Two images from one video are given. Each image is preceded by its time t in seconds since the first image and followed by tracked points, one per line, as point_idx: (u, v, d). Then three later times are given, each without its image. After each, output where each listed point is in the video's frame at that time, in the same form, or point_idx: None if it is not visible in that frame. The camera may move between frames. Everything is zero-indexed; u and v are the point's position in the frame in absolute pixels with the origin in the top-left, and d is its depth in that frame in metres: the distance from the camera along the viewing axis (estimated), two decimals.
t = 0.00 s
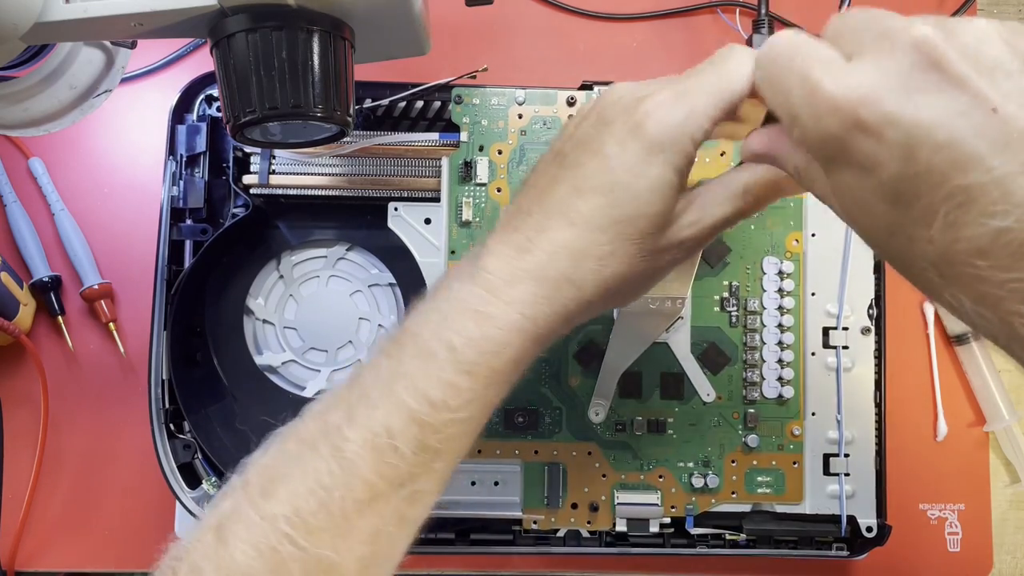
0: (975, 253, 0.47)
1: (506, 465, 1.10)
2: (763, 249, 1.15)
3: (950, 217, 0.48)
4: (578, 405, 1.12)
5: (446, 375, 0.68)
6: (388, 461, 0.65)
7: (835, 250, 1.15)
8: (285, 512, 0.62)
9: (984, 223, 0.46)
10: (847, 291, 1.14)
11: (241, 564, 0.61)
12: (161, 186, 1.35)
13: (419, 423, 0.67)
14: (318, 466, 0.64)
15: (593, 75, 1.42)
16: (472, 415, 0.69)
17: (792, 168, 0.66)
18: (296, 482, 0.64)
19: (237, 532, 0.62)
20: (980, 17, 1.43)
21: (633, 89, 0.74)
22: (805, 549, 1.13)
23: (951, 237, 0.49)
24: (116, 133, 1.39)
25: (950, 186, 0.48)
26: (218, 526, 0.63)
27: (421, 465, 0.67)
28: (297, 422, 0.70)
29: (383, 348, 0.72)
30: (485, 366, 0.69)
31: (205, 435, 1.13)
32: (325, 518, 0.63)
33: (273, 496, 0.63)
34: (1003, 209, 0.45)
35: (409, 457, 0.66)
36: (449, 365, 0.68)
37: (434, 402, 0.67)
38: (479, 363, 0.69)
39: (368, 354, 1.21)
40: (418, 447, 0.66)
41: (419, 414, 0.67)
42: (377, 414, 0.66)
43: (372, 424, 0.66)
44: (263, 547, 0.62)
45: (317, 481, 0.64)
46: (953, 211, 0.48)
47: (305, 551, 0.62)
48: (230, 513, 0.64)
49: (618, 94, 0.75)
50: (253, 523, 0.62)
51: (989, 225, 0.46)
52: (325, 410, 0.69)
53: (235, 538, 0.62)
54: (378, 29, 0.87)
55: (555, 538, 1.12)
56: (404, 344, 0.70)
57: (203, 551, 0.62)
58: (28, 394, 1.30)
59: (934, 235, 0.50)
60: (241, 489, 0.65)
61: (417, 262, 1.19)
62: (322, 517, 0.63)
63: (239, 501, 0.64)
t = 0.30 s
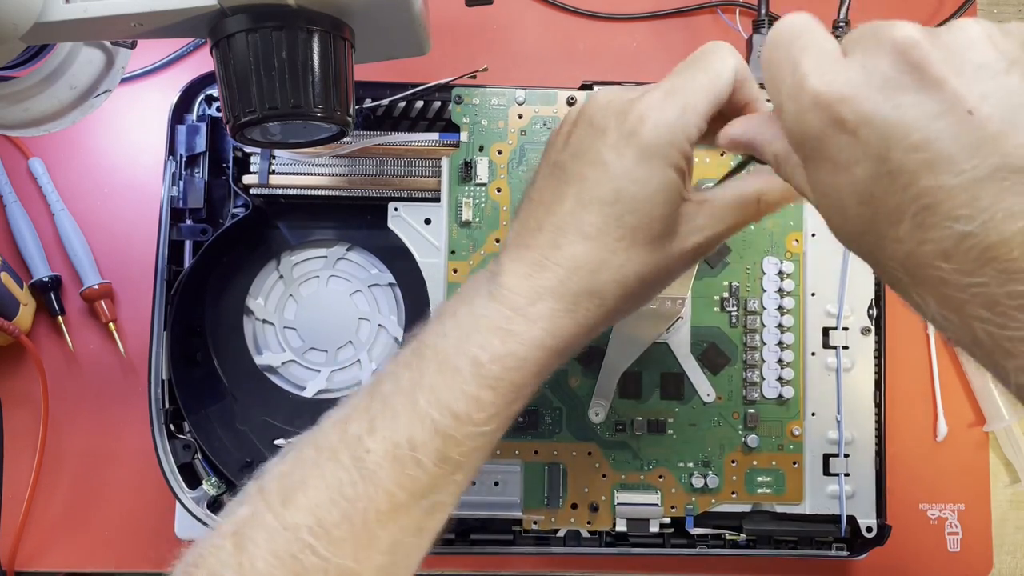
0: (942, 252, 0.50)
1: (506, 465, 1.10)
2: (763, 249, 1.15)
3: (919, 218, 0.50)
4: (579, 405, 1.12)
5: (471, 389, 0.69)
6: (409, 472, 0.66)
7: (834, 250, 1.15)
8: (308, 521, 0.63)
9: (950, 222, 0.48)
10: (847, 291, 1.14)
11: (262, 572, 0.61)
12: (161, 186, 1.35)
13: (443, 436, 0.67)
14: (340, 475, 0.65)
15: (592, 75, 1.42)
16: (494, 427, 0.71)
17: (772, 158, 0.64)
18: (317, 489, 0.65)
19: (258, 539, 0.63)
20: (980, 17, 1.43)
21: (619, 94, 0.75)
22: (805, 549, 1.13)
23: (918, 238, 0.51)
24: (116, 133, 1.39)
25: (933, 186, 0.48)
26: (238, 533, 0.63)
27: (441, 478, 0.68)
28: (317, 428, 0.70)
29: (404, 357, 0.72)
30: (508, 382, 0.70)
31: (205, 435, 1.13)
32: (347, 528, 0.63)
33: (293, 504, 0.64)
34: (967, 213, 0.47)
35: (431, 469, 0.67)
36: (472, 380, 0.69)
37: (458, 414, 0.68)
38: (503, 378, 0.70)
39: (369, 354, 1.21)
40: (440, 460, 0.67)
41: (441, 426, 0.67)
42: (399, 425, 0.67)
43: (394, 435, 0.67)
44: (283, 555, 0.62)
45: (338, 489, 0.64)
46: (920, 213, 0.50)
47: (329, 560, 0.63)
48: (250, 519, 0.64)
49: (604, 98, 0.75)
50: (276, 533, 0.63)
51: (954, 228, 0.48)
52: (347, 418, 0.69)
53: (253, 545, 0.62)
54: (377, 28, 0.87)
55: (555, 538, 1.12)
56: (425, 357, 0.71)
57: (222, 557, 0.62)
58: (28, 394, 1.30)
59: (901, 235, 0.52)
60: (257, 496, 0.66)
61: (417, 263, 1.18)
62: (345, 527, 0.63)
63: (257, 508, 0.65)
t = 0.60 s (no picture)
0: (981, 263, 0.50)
1: (506, 464, 1.10)
2: (763, 249, 1.15)
3: (955, 222, 0.48)
4: (579, 405, 1.12)
5: (436, 376, 0.70)
6: (378, 463, 0.66)
7: (835, 250, 1.15)
8: (277, 514, 0.63)
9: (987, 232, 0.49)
10: (847, 291, 1.14)
11: (232, 566, 0.60)
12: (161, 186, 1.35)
13: (408, 424, 0.68)
14: (308, 467, 0.65)
15: (593, 75, 1.41)
16: (460, 417, 0.71)
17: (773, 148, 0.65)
18: (286, 483, 0.64)
19: (229, 534, 0.62)
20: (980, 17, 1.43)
21: (627, 103, 0.75)
22: (805, 549, 1.13)
23: (958, 245, 0.49)
24: (116, 133, 1.39)
25: (952, 190, 0.47)
26: (207, 529, 0.63)
27: (412, 467, 0.67)
28: (288, 427, 0.71)
29: (376, 353, 0.74)
30: (474, 369, 0.71)
31: (205, 435, 1.13)
32: (316, 520, 0.62)
33: (264, 498, 0.64)
34: (1006, 209, 0.45)
35: (398, 458, 0.67)
36: (439, 367, 0.70)
37: (423, 402, 0.69)
38: (469, 366, 0.71)
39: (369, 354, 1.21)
40: (407, 448, 0.67)
41: (407, 416, 0.68)
42: (366, 417, 0.68)
43: (362, 427, 0.67)
44: (254, 550, 0.61)
45: (307, 481, 0.64)
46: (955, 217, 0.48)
47: (299, 554, 0.61)
48: (221, 517, 0.64)
49: (612, 106, 0.75)
50: (246, 528, 0.62)
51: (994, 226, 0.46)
52: (316, 414, 0.70)
53: (224, 540, 0.62)
54: (378, 29, 0.87)
55: (556, 538, 1.13)
56: (393, 348, 0.73)
57: (194, 554, 0.62)
58: (28, 394, 1.30)
59: (940, 245, 0.50)
60: (230, 493, 0.66)
61: (417, 262, 1.19)
62: (313, 518, 0.62)
63: (229, 504, 0.64)
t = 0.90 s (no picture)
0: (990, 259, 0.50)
1: (505, 464, 1.10)
2: (763, 249, 1.15)
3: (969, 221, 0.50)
4: (579, 405, 1.11)
5: (441, 365, 0.69)
6: (382, 451, 0.66)
7: (835, 250, 1.15)
8: (280, 504, 0.62)
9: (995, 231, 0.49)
10: (847, 291, 1.14)
11: (235, 558, 0.60)
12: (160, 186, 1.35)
13: (412, 412, 0.67)
14: (311, 457, 0.64)
15: (593, 75, 1.41)
16: (464, 406, 0.71)
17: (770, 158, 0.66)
18: (289, 473, 0.64)
19: (232, 524, 0.62)
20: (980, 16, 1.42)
21: (629, 92, 0.76)
22: (805, 549, 1.13)
23: (970, 241, 0.51)
24: (116, 133, 1.39)
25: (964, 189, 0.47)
26: (210, 521, 0.63)
27: (415, 455, 0.67)
28: (289, 417, 0.70)
29: (377, 340, 0.73)
30: (478, 357, 0.70)
31: (205, 435, 1.13)
32: (320, 509, 0.62)
33: (266, 487, 0.63)
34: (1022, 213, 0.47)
35: (402, 446, 0.66)
36: (443, 356, 0.69)
37: (428, 391, 0.68)
38: (472, 354, 0.70)
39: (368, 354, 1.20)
40: (411, 437, 0.67)
41: (412, 404, 0.67)
42: (369, 405, 0.67)
43: (365, 415, 0.66)
44: (258, 540, 0.61)
45: (310, 471, 0.64)
46: (972, 215, 0.49)
47: (303, 544, 0.61)
48: (224, 508, 0.63)
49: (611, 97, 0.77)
50: (249, 518, 0.62)
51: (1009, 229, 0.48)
52: (318, 404, 0.69)
53: (227, 531, 0.61)
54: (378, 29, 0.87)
55: (555, 537, 1.12)
56: (394, 335, 0.72)
57: (198, 546, 0.61)
58: (28, 395, 1.30)
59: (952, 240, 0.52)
60: (230, 484, 0.65)
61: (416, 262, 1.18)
62: (317, 508, 0.62)
63: (231, 495, 0.64)
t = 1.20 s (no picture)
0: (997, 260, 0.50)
1: (505, 464, 1.10)
2: (763, 250, 1.15)
3: (982, 215, 0.46)
4: (579, 405, 1.12)
5: (437, 363, 0.69)
6: (381, 451, 0.66)
7: (835, 250, 1.15)
8: (282, 504, 0.63)
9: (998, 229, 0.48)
10: (847, 291, 1.14)
11: (238, 557, 0.61)
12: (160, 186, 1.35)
13: (410, 412, 0.67)
14: (313, 457, 0.65)
15: (593, 74, 1.41)
16: (463, 405, 0.70)
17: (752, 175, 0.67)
18: (290, 473, 0.64)
19: (233, 524, 0.62)
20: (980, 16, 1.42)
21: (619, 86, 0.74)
22: (805, 549, 1.13)
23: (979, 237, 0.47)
24: (116, 133, 1.39)
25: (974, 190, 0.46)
26: (212, 519, 0.64)
27: (416, 455, 0.67)
28: (296, 418, 0.71)
29: (381, 345, 0.74)
30: (475, 356, 0.70)
31: (205, 435, 1.13)
32: (321, 509, 0.63)
33: (267, 487, 0.64)
34: None
35: (400, 446, 0.66)
36: (439, 354, 0.69)
37: (425, 389, 0.68)
38: (469, 353, 0.70)
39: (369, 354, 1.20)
40: (409, 436, 0.67)
41: (408, 402, 0.67)
42: (367, 405, 0.67)
43: (364, 414, 0.67)
44: (260, 539, 0.61)
45: (311, 471, 0.64)
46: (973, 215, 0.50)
47: (303, 543, 0.61)
48: (225, 507, 0.64)
49: (604, 89, 0.75)
50: (252, 517, 0.63)
51: (1022, 222, 0.44)
52: (322, 406, 0.70)
53: (228, 530, 0.62)
54: (378, 29, 0.87)
55: (555, 538, 1.12)
56: (398, 339, 0.72)
57: (198, 545, 0.62)
58: (28, 394, 1.30)
59: (965, 233, 0.48)
60: (234, 484, 0.66)
61: (417, 262, 1.19)
62: (318, 508, 0.63)
63: (232, 495, 0.65)
